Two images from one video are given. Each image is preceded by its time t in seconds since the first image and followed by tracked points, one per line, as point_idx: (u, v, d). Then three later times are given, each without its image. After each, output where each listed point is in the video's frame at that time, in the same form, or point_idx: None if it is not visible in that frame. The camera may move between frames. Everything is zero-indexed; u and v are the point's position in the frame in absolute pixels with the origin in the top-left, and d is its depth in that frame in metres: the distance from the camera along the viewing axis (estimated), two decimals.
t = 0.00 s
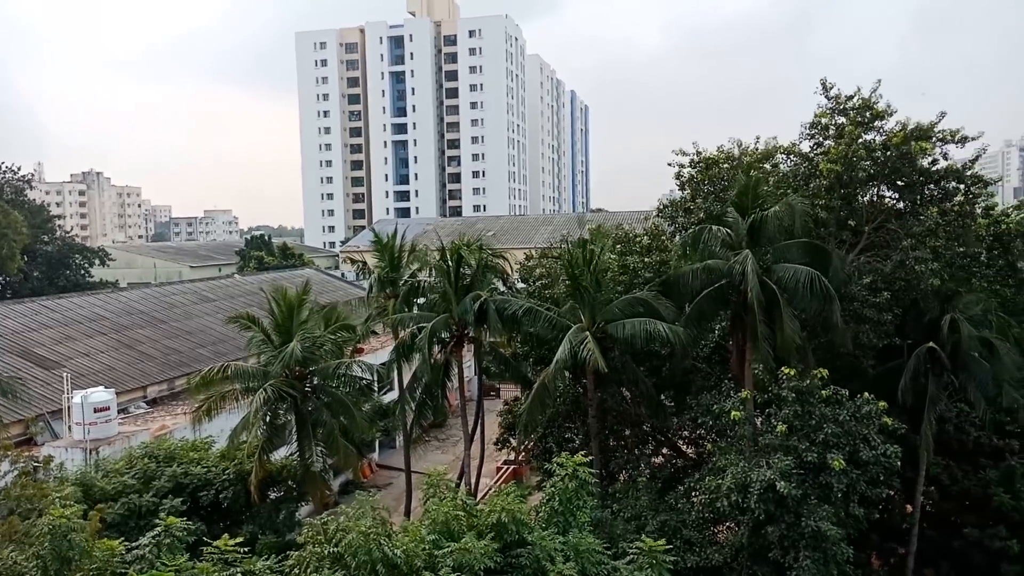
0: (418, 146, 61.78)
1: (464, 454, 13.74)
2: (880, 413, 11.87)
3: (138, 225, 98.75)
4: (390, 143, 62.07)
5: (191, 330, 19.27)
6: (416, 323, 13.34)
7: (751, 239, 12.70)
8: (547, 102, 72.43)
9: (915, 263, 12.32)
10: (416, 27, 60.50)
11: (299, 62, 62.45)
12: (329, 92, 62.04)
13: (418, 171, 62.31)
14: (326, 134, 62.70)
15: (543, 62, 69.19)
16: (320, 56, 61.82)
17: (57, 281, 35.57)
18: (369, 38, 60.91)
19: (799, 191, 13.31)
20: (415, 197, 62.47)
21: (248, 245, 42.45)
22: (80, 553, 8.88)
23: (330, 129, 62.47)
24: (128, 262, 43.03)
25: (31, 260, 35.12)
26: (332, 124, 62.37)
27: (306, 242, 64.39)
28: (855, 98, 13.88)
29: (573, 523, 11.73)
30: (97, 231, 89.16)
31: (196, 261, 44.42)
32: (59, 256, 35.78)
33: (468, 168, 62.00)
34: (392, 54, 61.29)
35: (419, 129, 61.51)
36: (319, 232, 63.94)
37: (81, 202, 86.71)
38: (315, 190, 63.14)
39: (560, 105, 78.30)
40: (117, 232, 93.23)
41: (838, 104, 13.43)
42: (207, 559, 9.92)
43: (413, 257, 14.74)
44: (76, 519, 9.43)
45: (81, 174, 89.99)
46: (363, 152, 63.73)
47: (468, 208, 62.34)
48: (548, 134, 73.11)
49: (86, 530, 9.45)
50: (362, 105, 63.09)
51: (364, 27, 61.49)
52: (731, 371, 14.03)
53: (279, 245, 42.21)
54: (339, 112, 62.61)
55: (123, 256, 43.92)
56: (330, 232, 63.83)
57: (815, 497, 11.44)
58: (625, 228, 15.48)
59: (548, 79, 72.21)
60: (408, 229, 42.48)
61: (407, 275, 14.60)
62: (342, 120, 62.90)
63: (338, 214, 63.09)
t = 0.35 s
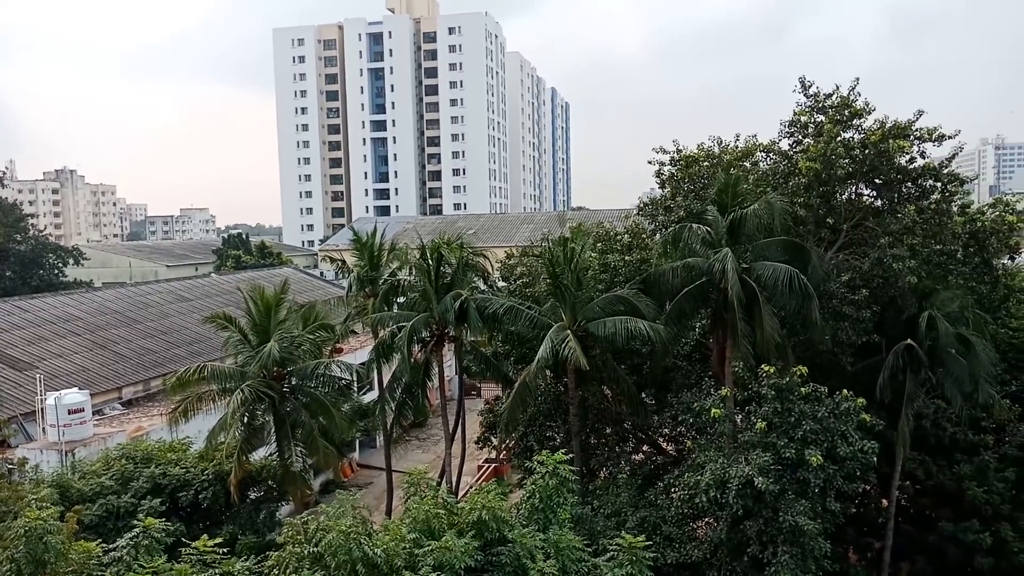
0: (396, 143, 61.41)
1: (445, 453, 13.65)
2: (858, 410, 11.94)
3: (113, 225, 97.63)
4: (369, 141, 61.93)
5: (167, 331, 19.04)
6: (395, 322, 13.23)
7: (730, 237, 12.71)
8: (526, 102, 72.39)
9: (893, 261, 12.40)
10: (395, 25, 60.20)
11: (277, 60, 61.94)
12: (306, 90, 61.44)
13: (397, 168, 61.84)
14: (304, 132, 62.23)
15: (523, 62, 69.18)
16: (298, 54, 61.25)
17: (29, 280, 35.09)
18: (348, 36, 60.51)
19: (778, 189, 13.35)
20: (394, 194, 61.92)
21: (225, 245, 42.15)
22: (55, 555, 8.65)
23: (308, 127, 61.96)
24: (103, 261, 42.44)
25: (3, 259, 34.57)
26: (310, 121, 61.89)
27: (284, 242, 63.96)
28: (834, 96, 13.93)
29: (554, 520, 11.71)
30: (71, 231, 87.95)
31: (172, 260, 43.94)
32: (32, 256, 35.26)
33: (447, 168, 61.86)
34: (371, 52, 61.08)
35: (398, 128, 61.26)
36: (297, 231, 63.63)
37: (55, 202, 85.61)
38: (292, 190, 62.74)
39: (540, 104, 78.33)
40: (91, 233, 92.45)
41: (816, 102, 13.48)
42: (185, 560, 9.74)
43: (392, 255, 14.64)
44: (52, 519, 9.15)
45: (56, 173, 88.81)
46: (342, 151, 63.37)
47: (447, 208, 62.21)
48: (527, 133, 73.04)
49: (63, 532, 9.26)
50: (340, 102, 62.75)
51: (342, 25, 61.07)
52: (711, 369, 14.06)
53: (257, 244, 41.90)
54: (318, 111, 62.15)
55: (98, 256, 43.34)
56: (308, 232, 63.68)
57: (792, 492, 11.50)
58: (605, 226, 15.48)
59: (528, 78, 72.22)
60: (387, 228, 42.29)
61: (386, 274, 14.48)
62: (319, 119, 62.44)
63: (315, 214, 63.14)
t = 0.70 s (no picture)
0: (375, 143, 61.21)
1: (424, 455, 13.60)
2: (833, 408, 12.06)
3: (86, 226, 96.37)
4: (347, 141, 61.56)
5: (142, 333, 18.83)
6: (374, 323, 13.18)
7: (707, 238, 12.81)
8: (507, 102, 72.45)
9: (867, 261, 12.56)
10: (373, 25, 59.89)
11: (254, 59, 61.45)
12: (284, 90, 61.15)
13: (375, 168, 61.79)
14: (281, 132, 61.80)
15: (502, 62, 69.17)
16: (275, 53, 60.85)
17: None
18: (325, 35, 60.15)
19: (754, 190, 13.45)
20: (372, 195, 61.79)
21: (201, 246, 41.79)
22: (28, 562, 8.52)
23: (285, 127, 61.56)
24: (77, 262, 41.86)
25: None
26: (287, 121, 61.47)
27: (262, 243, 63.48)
28: (808, 98, 14.06)
29: (533, 520, 11.71)
30: (45, 231, 86.69)
31: (148, 261, 43.47)
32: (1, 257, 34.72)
33: (427, 168, 61.59)
34: (349, 51, 60.65)
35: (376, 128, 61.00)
36: (274, 232, 63.51)
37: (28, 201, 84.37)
38: (269, 190, 62.26)
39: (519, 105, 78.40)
40: (64, 233, 91.35)
41: (792, 104, 13.60)
42: (161, 565, 9.60)
43: (371, 256, 14.60)
44: (25, 525, 9.05)
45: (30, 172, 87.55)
46: (320, 151, 63.03)
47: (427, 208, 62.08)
48: (507, 133, 73.13)
49: (35, 538, 9.12)
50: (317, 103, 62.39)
51: (320, 24, 60.69)
52: (689, 369, 14.14)
53: (233, 245, 41.65)
54: (295, 110, 61.72)
55: (71, 257, 42.72)
56: (286, 233, 63.32)
57: (770, 490, 11.59)
58: (584, 227, 15.54)
59: (507, 79, 72.23)
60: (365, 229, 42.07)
61: (365, 275, 14.43)
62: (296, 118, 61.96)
63: (293, 215, 62.81)
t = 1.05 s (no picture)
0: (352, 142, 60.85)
1: (401, 454, 13.53)
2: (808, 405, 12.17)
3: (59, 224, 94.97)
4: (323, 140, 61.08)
5: (116, 333, 18.61)
6: (351, 322, 13.10)
7: (684, 237, 12.88)
8: (484, 102, 72.27)
9: (841, 260, 12.72)
10: (350, 24, 59.48)
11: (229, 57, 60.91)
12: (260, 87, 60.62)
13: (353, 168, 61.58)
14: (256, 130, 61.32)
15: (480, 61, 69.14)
16: (250, 50, 60.33)
17: None
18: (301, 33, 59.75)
19: (730, 189, 13.52)
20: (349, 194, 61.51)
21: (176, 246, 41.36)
22: None
23: (261, 125, 61.07)
24: (49, 262, 41.24)
25: None
26: (263, 120, 60.98)
27: (239, 242, 63.19)
28: (783, 98, 14.18)
29: (510, 519, 11.71)
30: (16, 230, 85.31)
31: (122, 261, 42.94)
32: None
33: (404, 168, 61.44)
34: (325, 50, 60.36)
35: (353, 127, 60.73)
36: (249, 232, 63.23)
37: None
38: (245, 189, 61.87)
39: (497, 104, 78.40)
40: (34, 231, 89.92)
41: (767, 104, 13.71)
42: (134, 568, 9.45)
43: (348, 255, 14.54)
44: None
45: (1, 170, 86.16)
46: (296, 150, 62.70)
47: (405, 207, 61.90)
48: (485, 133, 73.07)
49: (3, 541, 8.97)
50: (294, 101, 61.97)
51: (296, 22, 60.27)
52: (666, 367, 14.21)
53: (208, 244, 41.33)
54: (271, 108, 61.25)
55: (42, 256, 42.06)
56: (262, 232, 63.05)
57: (745, 487, 11.68)
58: (562, 226, 15.57)
59: (485, 78, 72.21)
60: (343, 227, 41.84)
61: (342, 274, 14.39)
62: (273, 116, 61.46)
63: (268, 214, 62.37)
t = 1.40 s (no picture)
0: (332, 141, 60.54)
1: (383, 455, 13.48)
2: (787, 403, 12.27)
3: (34, 224, 93.74)
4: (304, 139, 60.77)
5: (93, 334, 18.44)
6: (331, 323, 13.02)
7: (664, 236, 12.93)
8: (465, 101, 72.14)
9: (820, 259, 12.84)
10: (330, 23, 59.21)
11: (207, 56, 60.49)
12: (239, 87, 60.32)
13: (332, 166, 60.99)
14: (236, 130, 60.91)
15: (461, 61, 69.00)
16: (229, 49, 60.05)
17: None
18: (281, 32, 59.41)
19: (711, 189, 13.59)
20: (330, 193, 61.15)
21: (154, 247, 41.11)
22: None
23: (240, 125, 60.70)
24: (24, 263, 40.72)
25: None
26: (242, 120, 60.62)
27: (219, 243, 62.40)
28: (762, 98, 14.29)
29: (492, 519, 11.71)
30: None
31: (100, 262, 42.51)
32: None
33: (385, 167, 61.22)
34: (306, 49, 59.81)
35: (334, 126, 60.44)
36: (230, 233, 62.27)
37: None
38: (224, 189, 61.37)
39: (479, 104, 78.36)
40: (10, 231, 88.73)
41: (746, 105, 13.81)
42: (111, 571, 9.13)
43: (328, 256, 14.51)
44: None
45: None
46: (276, 150, 62.30)
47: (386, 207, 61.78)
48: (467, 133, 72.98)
49: None
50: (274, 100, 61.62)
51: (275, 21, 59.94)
52: (647, 366, 14.28)
53: (187, 244, 41.11)
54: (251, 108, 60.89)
55: (17, 258, 41.53)
56: (242, 232, 62.27)
57: (726, 485, 11.74)
58: (543, 226, 15.62)
59: (466, 78, 72.15)
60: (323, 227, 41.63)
61: (322, 274, 14.37)
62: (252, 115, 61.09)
63: (248, 214, 61.59)
